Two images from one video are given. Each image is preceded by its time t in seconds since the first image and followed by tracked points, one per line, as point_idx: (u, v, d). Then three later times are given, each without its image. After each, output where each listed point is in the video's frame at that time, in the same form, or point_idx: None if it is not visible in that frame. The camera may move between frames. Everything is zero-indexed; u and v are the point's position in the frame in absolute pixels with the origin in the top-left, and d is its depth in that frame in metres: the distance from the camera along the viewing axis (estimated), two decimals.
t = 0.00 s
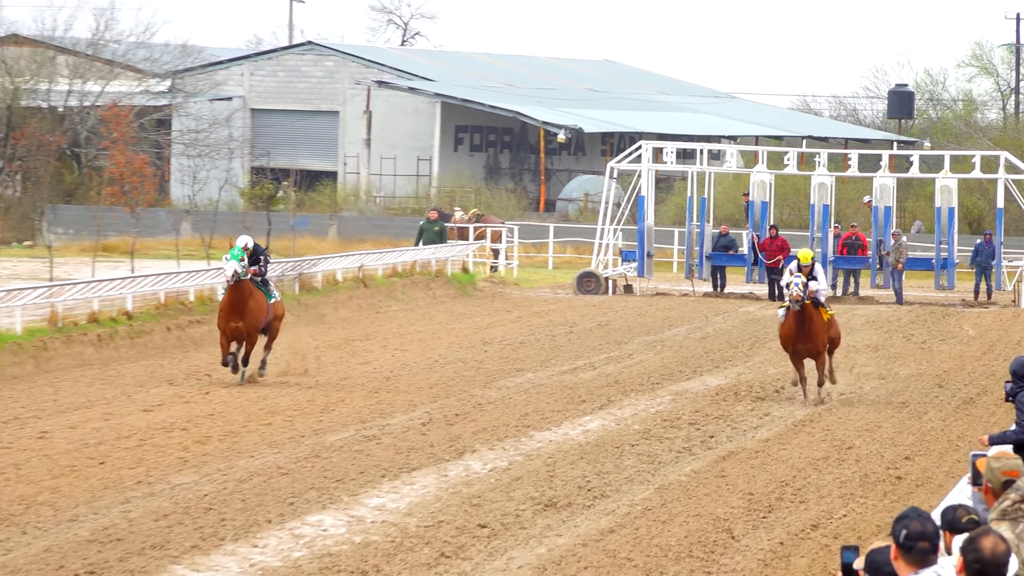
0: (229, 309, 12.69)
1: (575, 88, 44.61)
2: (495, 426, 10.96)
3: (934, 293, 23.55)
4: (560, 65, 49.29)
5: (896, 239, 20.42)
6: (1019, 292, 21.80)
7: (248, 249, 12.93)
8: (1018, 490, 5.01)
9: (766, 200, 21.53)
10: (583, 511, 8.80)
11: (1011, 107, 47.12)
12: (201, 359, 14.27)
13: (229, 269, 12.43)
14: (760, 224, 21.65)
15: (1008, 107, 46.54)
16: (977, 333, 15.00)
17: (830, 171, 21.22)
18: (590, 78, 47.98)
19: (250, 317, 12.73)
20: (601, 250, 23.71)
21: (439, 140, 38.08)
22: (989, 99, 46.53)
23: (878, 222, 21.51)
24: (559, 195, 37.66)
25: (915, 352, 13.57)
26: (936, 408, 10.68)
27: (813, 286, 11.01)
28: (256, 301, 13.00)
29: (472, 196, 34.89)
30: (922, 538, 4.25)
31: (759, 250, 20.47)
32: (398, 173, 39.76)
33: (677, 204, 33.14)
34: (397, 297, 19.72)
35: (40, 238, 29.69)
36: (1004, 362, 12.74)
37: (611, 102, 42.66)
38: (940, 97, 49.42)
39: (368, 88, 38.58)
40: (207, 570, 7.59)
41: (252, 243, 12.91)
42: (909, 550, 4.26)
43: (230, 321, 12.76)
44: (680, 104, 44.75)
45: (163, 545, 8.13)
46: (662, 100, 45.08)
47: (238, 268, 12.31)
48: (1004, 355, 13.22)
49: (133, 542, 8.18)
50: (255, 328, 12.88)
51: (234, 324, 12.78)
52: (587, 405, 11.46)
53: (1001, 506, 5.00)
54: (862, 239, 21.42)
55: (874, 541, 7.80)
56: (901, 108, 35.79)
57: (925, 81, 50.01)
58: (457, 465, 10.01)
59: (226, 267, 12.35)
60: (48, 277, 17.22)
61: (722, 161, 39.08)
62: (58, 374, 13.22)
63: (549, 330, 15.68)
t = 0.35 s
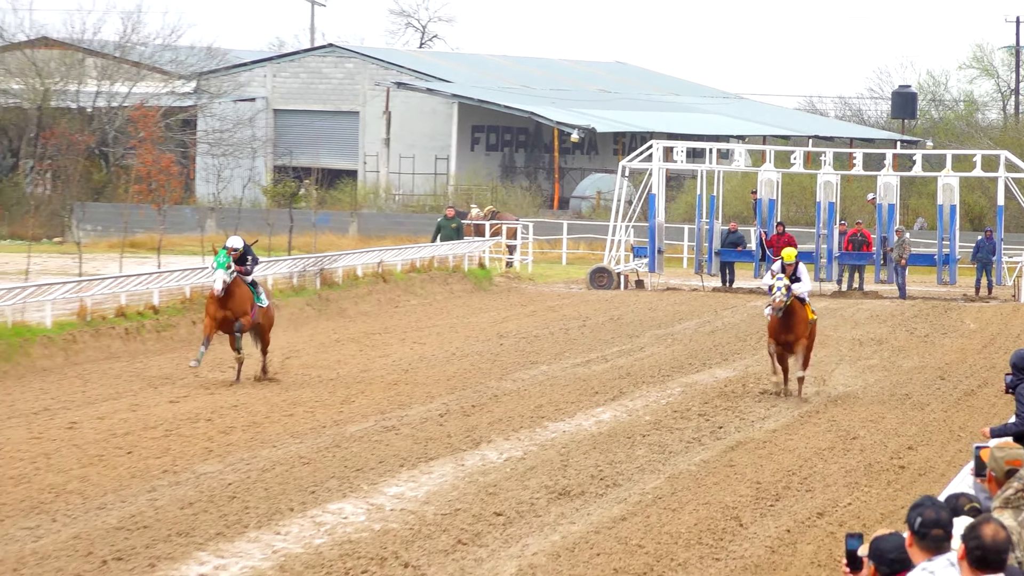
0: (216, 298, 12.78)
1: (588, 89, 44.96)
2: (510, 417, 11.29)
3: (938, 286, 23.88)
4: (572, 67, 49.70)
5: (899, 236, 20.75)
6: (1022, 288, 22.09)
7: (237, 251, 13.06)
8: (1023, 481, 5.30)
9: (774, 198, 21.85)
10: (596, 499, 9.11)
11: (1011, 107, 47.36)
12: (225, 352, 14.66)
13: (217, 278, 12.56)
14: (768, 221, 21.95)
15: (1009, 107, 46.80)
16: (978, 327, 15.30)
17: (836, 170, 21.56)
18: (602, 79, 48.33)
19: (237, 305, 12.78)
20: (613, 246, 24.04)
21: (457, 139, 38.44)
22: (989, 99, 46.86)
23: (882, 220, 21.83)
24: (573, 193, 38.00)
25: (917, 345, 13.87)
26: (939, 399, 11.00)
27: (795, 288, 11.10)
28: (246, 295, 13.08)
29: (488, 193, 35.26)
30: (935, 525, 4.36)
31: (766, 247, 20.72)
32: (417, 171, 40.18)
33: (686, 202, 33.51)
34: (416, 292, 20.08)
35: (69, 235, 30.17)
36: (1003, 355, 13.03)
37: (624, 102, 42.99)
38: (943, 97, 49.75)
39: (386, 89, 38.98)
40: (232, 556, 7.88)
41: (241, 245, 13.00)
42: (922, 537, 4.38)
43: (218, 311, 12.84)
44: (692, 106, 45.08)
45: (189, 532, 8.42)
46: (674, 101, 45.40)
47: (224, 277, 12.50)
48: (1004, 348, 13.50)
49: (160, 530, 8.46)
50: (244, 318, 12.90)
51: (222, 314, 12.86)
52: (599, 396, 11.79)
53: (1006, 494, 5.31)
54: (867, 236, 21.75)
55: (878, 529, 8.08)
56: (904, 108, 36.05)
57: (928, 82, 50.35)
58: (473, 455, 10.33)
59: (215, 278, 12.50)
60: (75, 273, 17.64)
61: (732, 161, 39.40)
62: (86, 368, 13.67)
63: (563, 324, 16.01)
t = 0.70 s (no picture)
0: (208, 306, 12.76)
1: (599, 91, 45.31)
2: (524, 409, 11.60)
3: (938, 283, 24.25)
4: (583, 70, 50.08)
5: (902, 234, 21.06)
6: None
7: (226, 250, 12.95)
8: None
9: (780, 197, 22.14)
10: (607, 489, 9.40)
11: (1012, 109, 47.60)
12: (247, 347, 15.02)
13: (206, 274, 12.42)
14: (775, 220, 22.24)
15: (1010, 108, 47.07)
16: (978, 322, 15.56)
17: (841, 170, 21.87)
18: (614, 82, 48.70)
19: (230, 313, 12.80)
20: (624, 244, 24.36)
21: (472, 140, 38.78)
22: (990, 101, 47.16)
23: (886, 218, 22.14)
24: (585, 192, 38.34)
25: (920, 340, 14.12)
26: (940, 393, 11.29)
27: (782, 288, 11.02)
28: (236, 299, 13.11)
29: (502, 192, 35.61)
30: (948, 514, 4.49)
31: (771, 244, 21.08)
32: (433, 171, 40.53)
33: (694, 201, 33.86)
34: (432, 288, 20.40)
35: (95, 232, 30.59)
36: (1003, 350, 13.29)
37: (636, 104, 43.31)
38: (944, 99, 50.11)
39: (402, 90, 39.35)
40: (253, 545, 8.13)
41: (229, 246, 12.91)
42: (935, 526, 4.50)
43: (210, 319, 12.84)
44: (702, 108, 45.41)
45: (212, 522, 8.68)
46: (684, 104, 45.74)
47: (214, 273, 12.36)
48: (1004, 343, 13.76)
49: (183, 519, 8.72)
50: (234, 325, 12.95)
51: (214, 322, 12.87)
52: (611, 389, 12.10)
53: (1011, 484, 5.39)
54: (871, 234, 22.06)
55: (882, 518, 8.32)
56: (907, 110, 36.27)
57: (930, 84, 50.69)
58: (487, 446, 10.63)
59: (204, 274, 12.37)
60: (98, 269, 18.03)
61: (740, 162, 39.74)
62: (110, 362, 14.22)
63: (575, 320, 16.31)
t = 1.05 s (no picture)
0: (206, 305, 12.78)
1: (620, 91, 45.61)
2: (548, 401, 11.93)
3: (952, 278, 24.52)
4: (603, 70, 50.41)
5: (916, 231, 21.34)
6: None
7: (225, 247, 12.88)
8: None
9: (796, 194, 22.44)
10: (629, 479, 9.71)
11: None
12: (279, 340, 15.40)
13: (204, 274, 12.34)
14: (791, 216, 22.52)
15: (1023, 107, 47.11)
16: (992, 316, 15.78)
17: (856, 168, 22.19)
18: (633, 82, 48.99)
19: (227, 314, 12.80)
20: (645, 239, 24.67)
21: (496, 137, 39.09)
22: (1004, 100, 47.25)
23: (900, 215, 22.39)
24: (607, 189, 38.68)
25: (935, 333, 14.35)
26: (954, 385, 11.56)
27: (782, 282, 11.06)
28: (237, 300, 13.12)
29: (526, 189, 35.92)
30: (969, 504, 4.59)
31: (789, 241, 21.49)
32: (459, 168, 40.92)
33: (713, 199, 34.11)
34: (458, 283, 20.72)
35: (130, 229, 31.06)
36: (1016, 343, 13.51)
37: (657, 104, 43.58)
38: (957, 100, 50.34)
39: (427, 90, 39.74)
40: (284, 533, 8.45)
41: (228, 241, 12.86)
42: (955, 516, 4.61)
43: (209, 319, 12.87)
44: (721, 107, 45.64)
45: (244, 511, 9.02)
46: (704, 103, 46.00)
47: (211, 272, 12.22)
48: (1017, 337, 13.96)
49: (216, 509, 9.06)
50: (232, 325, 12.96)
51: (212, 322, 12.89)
52: (633, 381, 12.43)
53: None
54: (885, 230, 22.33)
55: (896, 508, 8.58)
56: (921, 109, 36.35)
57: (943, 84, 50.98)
58: (512, 437, 10.95)
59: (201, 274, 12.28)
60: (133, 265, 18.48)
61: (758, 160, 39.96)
62: (145, 354, 14.80)
63: (598, 314, 16.60)
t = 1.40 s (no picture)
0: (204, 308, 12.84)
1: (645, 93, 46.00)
2: (577, 393, 12.30)
3: (969, 274, 24.77)
4: (627, 71, 50.82)
5: (934, 228, 21.59)
6: None
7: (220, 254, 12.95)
8: None
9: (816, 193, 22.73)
10: (655, 469, 10.06)
11: None
12: (315, 334, 15.85)
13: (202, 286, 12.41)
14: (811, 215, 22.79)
15: None
16: (1007, 311, 16.05)
17: (875, 167, 22.48)
18: (657, 83, 49.39)
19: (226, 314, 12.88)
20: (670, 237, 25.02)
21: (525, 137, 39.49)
22: None
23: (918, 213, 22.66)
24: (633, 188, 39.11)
25: (952, 328, 14.62)
26: (970, 378, 11.89)
27: (779, 285, 11.21)
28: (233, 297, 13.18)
29: (555, 188, 36.31)
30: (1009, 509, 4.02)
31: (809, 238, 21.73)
32: (489, 168, 41.40)
33: (735, 197, 34.42)
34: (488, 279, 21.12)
35: (171, 227, 31.62)
36: None
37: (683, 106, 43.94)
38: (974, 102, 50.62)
39: (458, 93, 40.25)
40: (320, 521, 8.75)
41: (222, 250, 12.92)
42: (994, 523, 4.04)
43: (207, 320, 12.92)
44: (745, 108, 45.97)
45: (282, 499, 9.37)
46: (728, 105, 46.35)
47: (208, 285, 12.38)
48: None
49: (255, 497, 9.40)
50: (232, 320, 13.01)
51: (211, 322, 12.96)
52: (658, 374, 12.80)
53: None
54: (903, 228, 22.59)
55: (914, 497, 8.89)
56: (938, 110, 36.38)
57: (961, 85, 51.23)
58: (541, 429, 11.33)
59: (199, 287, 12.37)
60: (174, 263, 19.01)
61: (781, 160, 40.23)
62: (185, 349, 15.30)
63: (624, 309, 16.95)
